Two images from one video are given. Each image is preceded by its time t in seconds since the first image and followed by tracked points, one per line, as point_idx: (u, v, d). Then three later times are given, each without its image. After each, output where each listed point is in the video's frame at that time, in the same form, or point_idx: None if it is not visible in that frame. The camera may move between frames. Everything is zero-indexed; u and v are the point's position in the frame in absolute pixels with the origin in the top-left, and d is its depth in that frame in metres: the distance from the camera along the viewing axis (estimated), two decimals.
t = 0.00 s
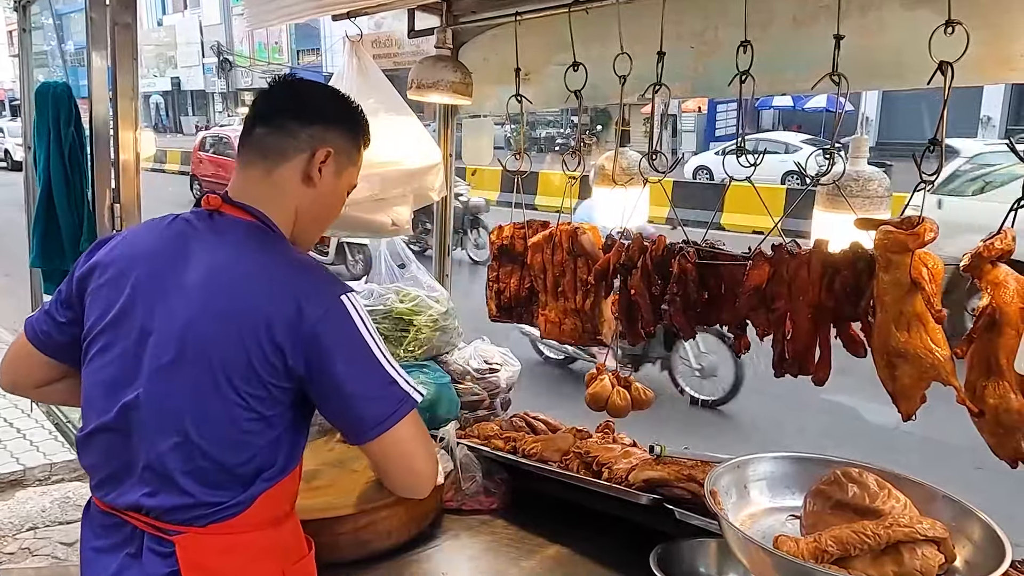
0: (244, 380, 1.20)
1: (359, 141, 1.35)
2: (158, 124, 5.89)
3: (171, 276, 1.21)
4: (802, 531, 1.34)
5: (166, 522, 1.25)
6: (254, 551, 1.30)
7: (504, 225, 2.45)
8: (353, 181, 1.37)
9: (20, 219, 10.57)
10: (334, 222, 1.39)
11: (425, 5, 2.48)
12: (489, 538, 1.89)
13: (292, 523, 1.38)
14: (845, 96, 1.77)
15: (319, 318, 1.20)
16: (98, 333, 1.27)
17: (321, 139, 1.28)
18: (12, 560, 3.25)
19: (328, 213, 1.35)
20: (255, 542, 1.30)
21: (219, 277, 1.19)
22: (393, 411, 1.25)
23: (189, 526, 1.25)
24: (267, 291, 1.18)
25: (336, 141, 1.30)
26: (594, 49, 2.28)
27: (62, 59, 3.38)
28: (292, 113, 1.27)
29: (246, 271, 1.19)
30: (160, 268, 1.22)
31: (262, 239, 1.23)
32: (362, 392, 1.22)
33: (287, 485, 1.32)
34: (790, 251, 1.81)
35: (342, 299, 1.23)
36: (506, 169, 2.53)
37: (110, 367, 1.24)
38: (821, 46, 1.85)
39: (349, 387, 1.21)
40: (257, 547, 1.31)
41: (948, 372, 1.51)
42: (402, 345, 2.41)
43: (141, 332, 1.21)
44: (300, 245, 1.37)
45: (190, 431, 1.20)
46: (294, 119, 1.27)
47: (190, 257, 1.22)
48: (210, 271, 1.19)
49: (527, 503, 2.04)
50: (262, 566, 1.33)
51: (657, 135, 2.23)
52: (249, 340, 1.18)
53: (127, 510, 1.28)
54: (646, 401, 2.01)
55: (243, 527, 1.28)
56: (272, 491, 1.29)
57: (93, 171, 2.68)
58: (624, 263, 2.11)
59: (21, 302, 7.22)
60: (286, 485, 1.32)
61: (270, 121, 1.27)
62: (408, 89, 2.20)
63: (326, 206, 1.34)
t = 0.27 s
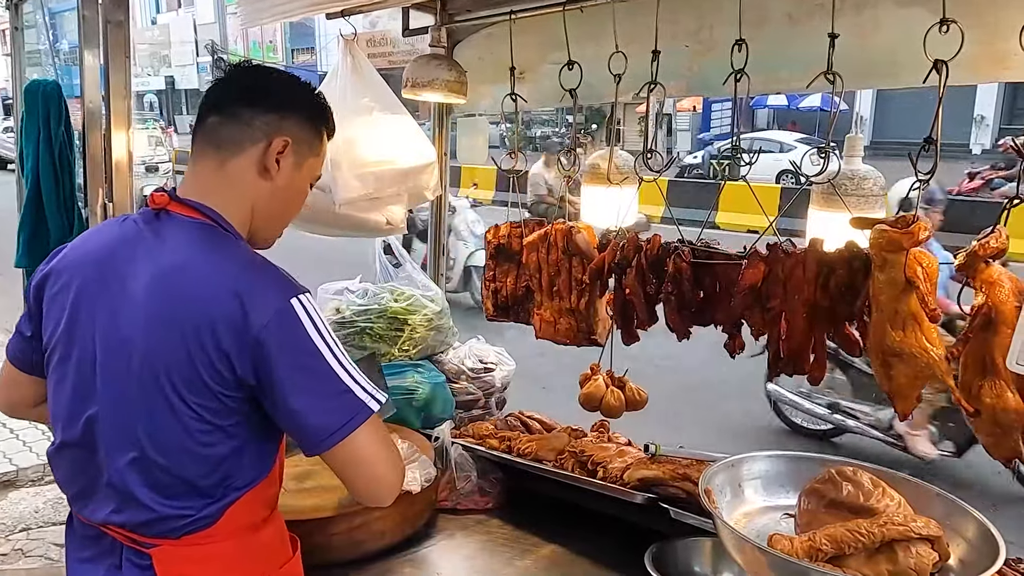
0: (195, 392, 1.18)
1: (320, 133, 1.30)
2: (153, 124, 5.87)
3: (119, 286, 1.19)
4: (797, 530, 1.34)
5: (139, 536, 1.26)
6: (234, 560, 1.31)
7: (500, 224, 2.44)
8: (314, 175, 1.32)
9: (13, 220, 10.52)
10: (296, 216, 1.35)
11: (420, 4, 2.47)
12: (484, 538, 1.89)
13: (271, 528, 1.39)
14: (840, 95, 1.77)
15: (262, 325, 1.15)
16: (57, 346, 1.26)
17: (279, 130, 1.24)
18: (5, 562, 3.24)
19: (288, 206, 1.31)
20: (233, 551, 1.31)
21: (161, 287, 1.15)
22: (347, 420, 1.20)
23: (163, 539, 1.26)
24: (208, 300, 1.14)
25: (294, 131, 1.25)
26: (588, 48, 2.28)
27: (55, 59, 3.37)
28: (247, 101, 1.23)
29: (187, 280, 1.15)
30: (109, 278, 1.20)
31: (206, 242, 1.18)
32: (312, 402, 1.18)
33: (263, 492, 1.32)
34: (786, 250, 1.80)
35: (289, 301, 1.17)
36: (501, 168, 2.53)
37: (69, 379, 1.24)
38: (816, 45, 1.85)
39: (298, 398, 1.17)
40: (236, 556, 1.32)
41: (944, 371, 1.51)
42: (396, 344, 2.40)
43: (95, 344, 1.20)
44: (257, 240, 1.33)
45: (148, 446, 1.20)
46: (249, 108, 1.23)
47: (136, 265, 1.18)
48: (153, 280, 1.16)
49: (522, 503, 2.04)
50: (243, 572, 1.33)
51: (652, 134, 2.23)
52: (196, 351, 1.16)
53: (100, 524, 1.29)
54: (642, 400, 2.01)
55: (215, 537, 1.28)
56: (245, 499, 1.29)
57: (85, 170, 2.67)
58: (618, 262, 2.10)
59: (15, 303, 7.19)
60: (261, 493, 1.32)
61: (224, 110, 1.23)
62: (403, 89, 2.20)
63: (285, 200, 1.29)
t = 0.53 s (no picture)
0: (182, 389, 1.17)
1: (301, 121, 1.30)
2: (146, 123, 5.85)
3: (103, 286, 1.18)
4: (789, 525, 1.34)
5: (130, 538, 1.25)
6: (226, 558, 1.31)
7: (492, 223, 2.44)
8: (298, 164, 1.32)
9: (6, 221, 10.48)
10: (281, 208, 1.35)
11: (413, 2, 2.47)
12: (478, 536, 1.89)
13: (263, 526, 1.38)
14: (833, 93, 1.78)
15: (247, 318, 1.14)
16: (44, 348, 1.25)
17: (256, 122, 1.24)
18: None
19: (273, 199, 1.31)
20: (226, 550, 1.31)
21: (146, 285, 1.15)
22: (334, 414, 1.20)
23: (156, 540, 1.25)
24: (194, 296, 1.14)
25: (273, 122, 1.25)
26: (582, 46, 2.28)
27: (48, 58, 3.36)
28: (222, 96, 1.23)
29: (172, 277, 1.15)
30: (94, 278, 1.19)
31: (192, 239, 1.18)
32: (298, 396, 1.18)
33: (254, 489, 1.32)
34: (779, 249, 1.80)
35: (274, 296, 1.17)
36: (495, 167, 2.53)
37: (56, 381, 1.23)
38: (809, 43, 1.85)
39: (285, 392, 1.17)
40: (229, 554, 1.31)
41: (938, 368, 1.51)
42: (390, 343, 2.40)
43: (81, 345, 1.19)
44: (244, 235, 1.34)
45: (136, 446, 1.19)
46: (225, 101, 1.23)
47: (121, 263, 1.18)
48: (138, 278, 1.15)
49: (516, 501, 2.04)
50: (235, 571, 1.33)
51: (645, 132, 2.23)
52: (182, 349, 1.15)
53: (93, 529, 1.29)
54: (637, 398, 2.01)
55: (207, 535, 1.28)
56: (236, 497, 1.29)
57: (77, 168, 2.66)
58: (610, 260, 2.10)
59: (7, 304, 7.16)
60: (254, 490, 1.32)
61: (201, 107, 1.23)
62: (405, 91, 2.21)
63: (269, 192, 1.29)
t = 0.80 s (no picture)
0: (193, 385, 1.18)
1: (292, 114, 1.29)
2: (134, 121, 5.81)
3: (106, 280, 1.16)
4: (780, 523, 1.34)
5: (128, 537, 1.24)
6: (223, 557, 1.30)
7: (482, 221, 2.44)
8: (291, 157, 1.31)
9: None
10: (279, 202, 1.35)
11: None
12: (469, 535, 1.88)
13: (260, 525, 1.38)
14: (823, 92, 1.78)
15: (264, 315, 1.17)
16: (40, 344, 1.22)
17: (243, 119, 1.23)
18: None
19: (267, 194, 1.31)
20: (223, 548, 1.30)
21: (158, 281, 1.14)
22: (338, 409, 1.26)
23: (153, 538, 1.24)
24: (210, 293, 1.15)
25: (259, 117, 1.24)
26: (572, 45, 2.28)
27: (35, 56, 3.33)
28: (206, 95, 1.22)
29: (186, 273, 1.15)
30: (97, 273, 1.17)
31: (203, 237, 1.18)
32: (309, 391, 1.23)
33: (252, 487, 1.31)
34: (768, 246, 1.81)
35: (287, 295, 1.21)
36: (485, 165, 2.52)
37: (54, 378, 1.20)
38: (798, 41, 1.86)
39: (298, 387, 1.22)
40: (225, 552, 1.31)
41: (928, 365, 1.53)
42: (381, 342, 2.39)
43: (83, 341, 1.18)
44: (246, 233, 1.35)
45: (143, 443, 1.17)
46: (209, 100, 1.22)
47: (127, 258, 1.16)
48: (148, 274, 1.14)
49: (507, 501, 2.04)
50: (231, 569, 1.32)
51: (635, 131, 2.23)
52: (195, 345, 1.16)
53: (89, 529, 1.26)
54: (626, 396, 2.01)
55: (206, 534, 1.27)
56: (235, 495, 1.28)
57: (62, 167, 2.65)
58: (600, 259, 2.10)
59: None
60: (251, 488, 1.31)
61: (186, 109, 1.23)
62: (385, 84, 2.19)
63: (263, 187, 1.29)
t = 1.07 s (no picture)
0: (212, 375, 1.19)
1: (290, 106, 1.27)
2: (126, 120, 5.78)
3: (121, 274, 1.16)
4: (772, 520, 1.35)
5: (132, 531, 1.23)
6: (225, 555, 1.30)
7: (476, 220, 2.44)
8: (291, 152, 1.30)
9: None
10: (289, 196, 1.34)
11: None
12: (463, 534, 1.88)
13: (259, 524, 1.37)
14: (816, 91, 1.79)
15: (287, 303, 1.19)
16: (49, 338, 1.22)
17: (235, 118, 1.23)
18: None
19: (271, 189, 1.29)
20: (225, 546, 1.30)
21: (177, 274, 1.15)
22: (364, 391, 1.25)
23: (157, 532, 1.23)
24: (231, 285, 1.16)
25: (253, 114, 1.23)
26: (565, 44, 2.28)
27: (26, 55, 3.31)
28: (200, 97, 1.23)
29: (207, 266, 1.16)
30: (110, 268, 1.17)
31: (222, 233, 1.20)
32: (333, 374, 1.23)
33: (255, 486, 1.32)
34: (760, 244, 1.81)
35: (308, 282, 1.22)
36: (478, 164, 2.52)
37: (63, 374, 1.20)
38: (790, 40, 1.87)
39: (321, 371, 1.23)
40: (228, 551, 1.31)
41: (918, 362, 1.53)
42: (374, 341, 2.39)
43: (95, 335, 1.17)
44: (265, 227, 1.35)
45: (157, 435, 1.18)
46: (205, 102, 1.22)
47: (144, 252, 1.17)
48: (167, 267, 1.16)
49: (500, 500, 2.04)
50: (231, 568, 1.32)
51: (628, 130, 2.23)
52: (214, 336, 1.17)
53: (93, 525, 1.25)
54: (619, 395, 2.02)
55: (210, 529, 1.26)
56: (240, 492, 1.29)
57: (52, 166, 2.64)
58: (594, 258, 2.10)
59: None
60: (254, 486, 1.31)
61: (183, 112, 1.24)
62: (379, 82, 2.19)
63: (264, 185, 1.28)
